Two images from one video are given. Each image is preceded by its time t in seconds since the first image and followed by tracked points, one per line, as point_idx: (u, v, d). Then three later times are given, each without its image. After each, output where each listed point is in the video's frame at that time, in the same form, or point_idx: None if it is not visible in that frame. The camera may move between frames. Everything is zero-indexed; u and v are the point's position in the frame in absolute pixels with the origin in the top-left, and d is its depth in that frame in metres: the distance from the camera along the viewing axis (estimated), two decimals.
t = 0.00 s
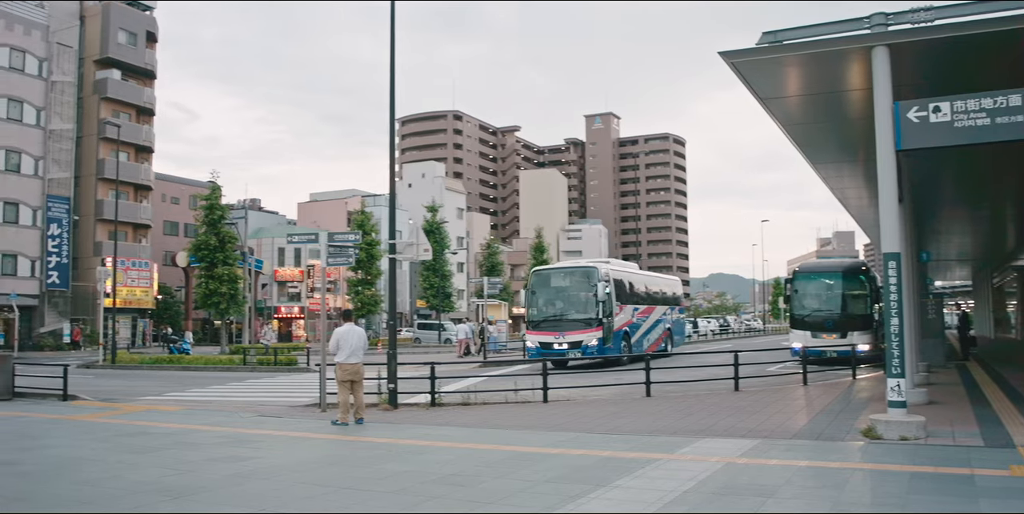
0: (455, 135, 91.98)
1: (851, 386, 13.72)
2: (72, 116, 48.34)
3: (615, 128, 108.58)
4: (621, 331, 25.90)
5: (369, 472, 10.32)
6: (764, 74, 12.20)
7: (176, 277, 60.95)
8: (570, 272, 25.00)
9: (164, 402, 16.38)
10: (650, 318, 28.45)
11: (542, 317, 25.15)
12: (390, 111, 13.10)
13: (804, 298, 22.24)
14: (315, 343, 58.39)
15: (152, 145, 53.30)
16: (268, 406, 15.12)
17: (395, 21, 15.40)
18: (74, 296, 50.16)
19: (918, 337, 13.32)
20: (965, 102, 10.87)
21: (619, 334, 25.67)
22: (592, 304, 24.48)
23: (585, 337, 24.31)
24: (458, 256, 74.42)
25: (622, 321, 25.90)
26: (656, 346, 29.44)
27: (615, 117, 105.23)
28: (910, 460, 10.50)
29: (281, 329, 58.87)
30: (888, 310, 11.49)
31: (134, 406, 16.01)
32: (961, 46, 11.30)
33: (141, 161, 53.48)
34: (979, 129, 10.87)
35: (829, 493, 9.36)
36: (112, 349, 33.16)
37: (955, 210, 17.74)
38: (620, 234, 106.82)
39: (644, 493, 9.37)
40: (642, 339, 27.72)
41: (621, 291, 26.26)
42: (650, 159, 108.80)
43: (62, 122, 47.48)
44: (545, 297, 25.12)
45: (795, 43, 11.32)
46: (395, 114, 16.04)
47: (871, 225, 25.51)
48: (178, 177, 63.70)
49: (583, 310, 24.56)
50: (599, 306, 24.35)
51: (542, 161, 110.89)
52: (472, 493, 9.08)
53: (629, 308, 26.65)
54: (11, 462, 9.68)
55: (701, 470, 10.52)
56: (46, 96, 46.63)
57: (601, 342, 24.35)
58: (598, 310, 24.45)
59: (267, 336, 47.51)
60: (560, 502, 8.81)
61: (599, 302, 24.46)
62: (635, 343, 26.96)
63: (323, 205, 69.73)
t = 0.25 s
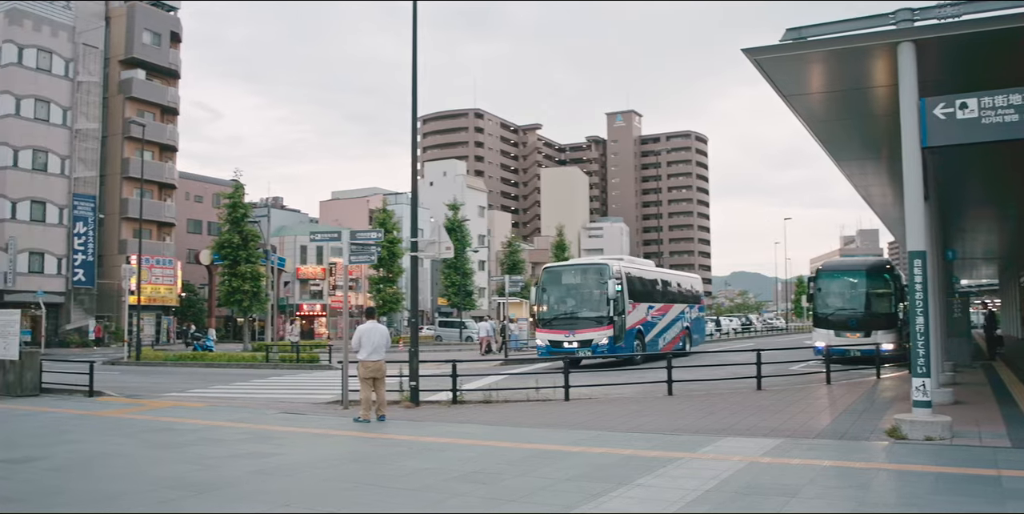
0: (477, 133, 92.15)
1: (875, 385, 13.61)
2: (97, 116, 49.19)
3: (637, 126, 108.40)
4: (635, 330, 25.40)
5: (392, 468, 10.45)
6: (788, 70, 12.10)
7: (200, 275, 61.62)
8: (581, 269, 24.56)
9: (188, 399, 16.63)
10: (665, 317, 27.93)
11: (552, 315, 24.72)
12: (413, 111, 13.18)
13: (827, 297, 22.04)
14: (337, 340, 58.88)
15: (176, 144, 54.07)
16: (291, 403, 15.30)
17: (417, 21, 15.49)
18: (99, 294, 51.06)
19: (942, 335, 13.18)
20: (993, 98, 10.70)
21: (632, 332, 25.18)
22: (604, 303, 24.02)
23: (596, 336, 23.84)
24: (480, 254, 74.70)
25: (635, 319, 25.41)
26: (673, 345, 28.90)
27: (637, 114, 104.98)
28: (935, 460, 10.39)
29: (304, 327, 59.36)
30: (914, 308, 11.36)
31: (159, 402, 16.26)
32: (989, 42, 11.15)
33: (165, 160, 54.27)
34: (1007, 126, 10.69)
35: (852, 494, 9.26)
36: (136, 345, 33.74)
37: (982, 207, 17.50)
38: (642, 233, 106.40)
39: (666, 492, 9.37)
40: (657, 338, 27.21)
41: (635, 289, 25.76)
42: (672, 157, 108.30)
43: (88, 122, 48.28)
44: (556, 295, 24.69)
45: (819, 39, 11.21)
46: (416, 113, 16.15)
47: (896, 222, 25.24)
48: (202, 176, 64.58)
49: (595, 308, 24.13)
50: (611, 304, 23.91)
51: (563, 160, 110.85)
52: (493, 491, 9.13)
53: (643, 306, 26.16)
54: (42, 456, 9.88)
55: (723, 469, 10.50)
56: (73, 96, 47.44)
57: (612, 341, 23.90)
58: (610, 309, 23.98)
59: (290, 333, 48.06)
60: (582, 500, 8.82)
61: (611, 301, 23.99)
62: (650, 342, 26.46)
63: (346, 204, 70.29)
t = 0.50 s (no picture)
0: (495, 134, 92.20)
1: (896, 387, 13.50)
2: (118, 116, 49.90)
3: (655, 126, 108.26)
4: (643, 331, 24.70)
5: (410, 468, 10.54)
6: (808, 70, 12.05)
7: (220, 275, 62.19)
8: (587, 269, 23.95)
9: (208, 398, 16.84)
10: (676, 318, 27.17)
11: (557, 315, 24.11)
12: (433, 113, 13.26)
13: (847, 298, 21.84)
14: (355, 340, 59.28)
15: (196, 144, 54.65)
16: (311, 403, 15.46)
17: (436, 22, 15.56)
18: (121, 293, 51.75)
19: (966, 338, 13.04)
20: (1018, 98, 10.57)
21: (640, 333, 24.54)
22: (609, 303, 23.38)
23: (601, 337, 23.20)
24: (498, 255, 74.87)
25: (643, 320, 24.75)
26: (685, 346, 28.17)
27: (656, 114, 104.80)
28: (957, 463, 10.30)
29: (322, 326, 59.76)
30: (936, 310, 11.27)
31: (179, 401, 16.49)
32: (1013, 40, 11.02)
33: (185, 160, 54.84)
34: None
35: (874, 496, 9.20)
36: (156, 344, 34.19)
37: (1006, 208, 17.28)
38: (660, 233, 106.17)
39: (686, 493, 9.38)
40: (667, 340, 26.52)
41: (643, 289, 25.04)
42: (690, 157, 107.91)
43: (110, 122, 49.24)
44: (561, 295, 24.10)
45: (839, 39, 11.16)
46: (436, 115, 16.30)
47: (917, 223, 24.98)
48: (222, 176, 65.27)
49: (600, 309, 23.48)
50: (616, 304, 23.26)
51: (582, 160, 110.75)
52: (513, 491, 9.18)
53: (652, 307, 25.42)
54: (68, 453, 10.07)
55: (742, 471, 10.47)
56: (95, 97, 48.44)
57: (618, 342, 23.25)
58: (615, 309, 23.34)
59: (309, 333, 48.51)
60: (601, 500, 8.85)
61: (617, 301, 23.35)
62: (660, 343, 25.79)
63: (364, 204, 70.80)
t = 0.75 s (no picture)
0: (516, 137, 92.22)
1: (923, 389, 13.36)
2: (143, 123, 50.82)
3: (676, 128, 108.18)
4: (653, 334, 24.08)
5: (434, 471, 10.62)
6: (831, 69, 11.98)
7: (244, 279, 62.90)
8: (594, 270, 23.61)
9: (232, 401, 17.10)
10: (692, 320, 26.39)
11: (564, 318, 23.88)
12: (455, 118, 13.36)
13: (873, 300, 21.62)
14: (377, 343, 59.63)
15: (219, 150, 55.38)
16: (336, 406, 15.64)
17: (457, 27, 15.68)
18: (146, 297, 52.55)
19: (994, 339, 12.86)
20: None
21: (650, 336, 23.95)
22: (615, 305, 23.05)
23: (607, 340, 22.90)
24: (520, 258, 75.02)
25: (654, 323, 24.12)
26: (703, 349, 27.21)
27: (677, 116, 104.49)
28: (986, 466, 10.16)
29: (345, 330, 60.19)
30: (963, 311, 11.14)
31: (204, 404, 16.76)
32: None
33: (208, 165, 55.58)
34: None
35: (902, 499, 9.11)
36: (182, 349, 34.69)
37: None
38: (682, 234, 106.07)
39: (710, 496, 9.36)
40: (683, 342, 25.62)
41: (654, 290, 24.49)
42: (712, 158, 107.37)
43: (135, 129, 50.15)
44: (568, 296, 23.84)
45: (862, 38, 11.09)
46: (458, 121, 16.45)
47: (944, 224, 24.66)
48: (246, 181, 66.14)
49: (607, 311, 23.16)
50: (623, 307, 22.87)
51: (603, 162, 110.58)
52: (536, 494, 9.22)
53: (665, 308, 24.79)
54: (99, 456, 10.29)
55: (767, 473, 10.42)
56: (120, 104, 49.32)
57: (624, 346, 22.90)
58: (622, 311, 23.00)
59: (332, 336, 48.90)
60: (625, 503, 8.86)
61: (623, 303, 23.01)
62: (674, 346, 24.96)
63: (386, 208, 71.30)
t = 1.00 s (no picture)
0: (540, 135, 92.39)
1: (953, 387, 13.19)
2: (170, 124, 51.64)
3: (701, 124, 107.54)
4: (664, 333, 23.08)
5: (460, 469, 10.72)
6: (857, 64, 11.88)
7: (270, 278, 63.74)
8: (603, 267, 22.54)
9: (259, 399, 17.38)
10: (706, 319, 25.40)
11: (570, 316, 22.81)
12: (478, 118, 13.45)
13: (901, 297, 21.33)
14: (402, 341, 60.08)
15: (245, 150, 56.16)
16: (362, 404, 15.82)
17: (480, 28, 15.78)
18: (174, 296, 53.47)
19: None
20: None
21: (661, 335, 22.98)
22: (623, 302, 21.98)
23: (614, 338, 21.80)
24: (544, 256, 75.11)
25: (665, 321, 23.16)
26: (722, 347, 26.27)
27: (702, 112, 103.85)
28: (1019, 465, 10.02)
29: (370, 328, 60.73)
30: (994, 307, 10.99)
31: (230, 402, 17.04)
32: None
33: (235, 166, 56.42)
34: None
35: (932, 499, 9.01)
36: (209, 347, 35.25)
37: None
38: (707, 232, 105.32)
39: (737, 494, 9.33)
40: (698, 341, 24.74)
41: (664, 287, 23.50)
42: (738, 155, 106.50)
43: (162, 130, 50.95)
44: (575, 293, 22.79)
45: (890, 32, 10.98)
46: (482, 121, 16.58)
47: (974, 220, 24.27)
48: (271, 181, 67.06)
49: (615, 308, 22.10)
50: (632, 304, 21.83)
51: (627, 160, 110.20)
52: (562, 492, 9.26)
53: (677, 306, 23.82)
54: (131, 453, 10.52)
55: (795, 472, 10.36)
56: (148, 106, 50.22)
57: (632, 345, 21.80)
58: (630, 308, 21.92)
59: (357, 334, 49.43)
60: (650, 502, 8.87)
61: (632, 300, 21.95)
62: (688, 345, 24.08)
63: (410, 207, 71.79)
